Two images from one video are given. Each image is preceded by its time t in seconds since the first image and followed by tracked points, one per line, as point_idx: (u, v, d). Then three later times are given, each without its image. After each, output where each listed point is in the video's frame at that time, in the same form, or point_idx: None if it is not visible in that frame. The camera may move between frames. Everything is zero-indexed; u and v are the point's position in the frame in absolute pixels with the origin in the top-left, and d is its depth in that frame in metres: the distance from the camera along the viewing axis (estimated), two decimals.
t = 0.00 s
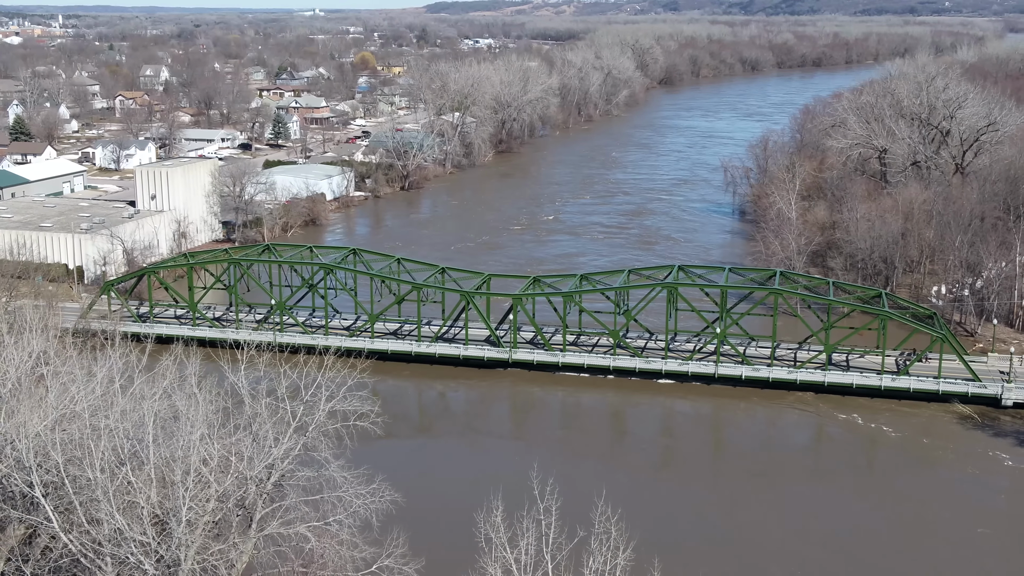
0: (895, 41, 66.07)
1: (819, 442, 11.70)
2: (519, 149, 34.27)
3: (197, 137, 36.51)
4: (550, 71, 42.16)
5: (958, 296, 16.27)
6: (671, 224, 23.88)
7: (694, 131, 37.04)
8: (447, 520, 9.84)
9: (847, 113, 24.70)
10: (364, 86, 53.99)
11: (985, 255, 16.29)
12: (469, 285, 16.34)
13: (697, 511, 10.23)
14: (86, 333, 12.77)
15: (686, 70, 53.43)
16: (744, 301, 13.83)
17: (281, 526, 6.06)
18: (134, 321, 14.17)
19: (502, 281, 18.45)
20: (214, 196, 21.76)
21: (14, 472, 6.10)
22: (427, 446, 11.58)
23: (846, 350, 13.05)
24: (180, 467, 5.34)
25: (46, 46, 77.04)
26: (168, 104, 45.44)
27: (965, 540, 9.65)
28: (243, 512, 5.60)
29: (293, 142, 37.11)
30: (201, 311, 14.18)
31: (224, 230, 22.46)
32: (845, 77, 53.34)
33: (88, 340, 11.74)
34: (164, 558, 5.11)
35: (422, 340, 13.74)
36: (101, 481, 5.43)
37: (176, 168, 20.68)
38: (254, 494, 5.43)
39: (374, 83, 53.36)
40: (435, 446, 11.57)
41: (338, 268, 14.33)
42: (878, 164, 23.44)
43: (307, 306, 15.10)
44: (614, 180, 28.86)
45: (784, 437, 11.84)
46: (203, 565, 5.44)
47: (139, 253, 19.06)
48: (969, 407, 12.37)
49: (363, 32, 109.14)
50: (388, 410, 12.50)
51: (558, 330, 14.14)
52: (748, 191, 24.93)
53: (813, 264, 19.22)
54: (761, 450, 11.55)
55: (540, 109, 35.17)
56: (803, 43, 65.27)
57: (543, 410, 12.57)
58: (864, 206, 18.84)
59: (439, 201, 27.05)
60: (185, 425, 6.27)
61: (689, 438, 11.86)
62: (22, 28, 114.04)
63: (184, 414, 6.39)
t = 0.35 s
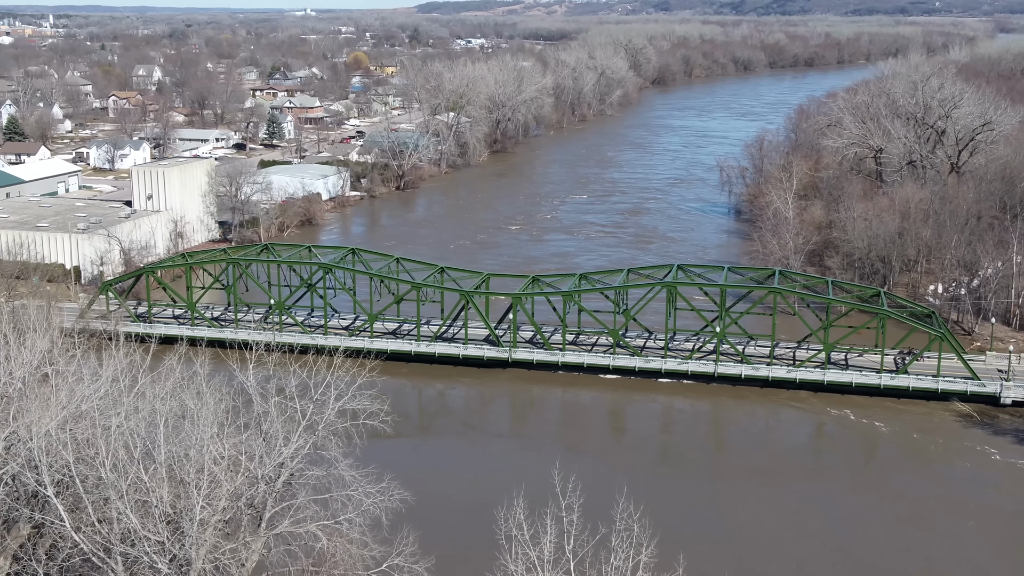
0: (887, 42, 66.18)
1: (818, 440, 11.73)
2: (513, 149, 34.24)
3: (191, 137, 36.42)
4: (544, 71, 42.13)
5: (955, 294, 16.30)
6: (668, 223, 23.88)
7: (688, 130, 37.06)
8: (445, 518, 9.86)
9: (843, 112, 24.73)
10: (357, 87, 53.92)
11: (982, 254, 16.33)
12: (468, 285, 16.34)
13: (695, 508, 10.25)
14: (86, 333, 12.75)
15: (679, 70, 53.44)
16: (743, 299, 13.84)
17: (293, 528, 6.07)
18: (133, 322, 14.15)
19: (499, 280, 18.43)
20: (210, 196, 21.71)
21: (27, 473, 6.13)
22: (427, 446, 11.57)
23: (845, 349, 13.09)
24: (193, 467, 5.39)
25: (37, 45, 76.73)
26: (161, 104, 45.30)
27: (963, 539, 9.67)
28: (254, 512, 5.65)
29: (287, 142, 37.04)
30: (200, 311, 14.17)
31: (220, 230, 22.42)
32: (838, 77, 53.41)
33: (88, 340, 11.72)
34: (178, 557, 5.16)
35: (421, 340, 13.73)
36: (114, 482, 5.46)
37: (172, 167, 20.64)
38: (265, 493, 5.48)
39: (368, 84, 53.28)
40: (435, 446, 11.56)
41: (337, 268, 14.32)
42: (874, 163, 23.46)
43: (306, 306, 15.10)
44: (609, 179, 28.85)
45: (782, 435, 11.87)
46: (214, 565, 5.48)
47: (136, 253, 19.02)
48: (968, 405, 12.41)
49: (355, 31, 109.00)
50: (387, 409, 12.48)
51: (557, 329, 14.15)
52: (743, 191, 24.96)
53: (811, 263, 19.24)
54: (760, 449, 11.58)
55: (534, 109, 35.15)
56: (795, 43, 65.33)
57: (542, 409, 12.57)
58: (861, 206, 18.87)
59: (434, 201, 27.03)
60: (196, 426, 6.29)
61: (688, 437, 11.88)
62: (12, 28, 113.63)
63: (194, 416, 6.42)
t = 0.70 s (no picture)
0: (878, 42, 66.29)
1: (816, 439, 11.73)
2: (508, 149, 34.22)
3: (185, 137, 36.33)
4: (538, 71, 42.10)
5: (952, 293, 16.35)
6: (664, 222, 23.88)
7: (682, 130, 37.07)
8: (448, 517, 9.85)
9: (838, 111, 24.77)
10: (351, 86, 53.83)
11: (979, 253, 16.38)
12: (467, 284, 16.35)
13: (698, 506, 10.25)
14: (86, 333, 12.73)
15: (673, 70, 53.47)
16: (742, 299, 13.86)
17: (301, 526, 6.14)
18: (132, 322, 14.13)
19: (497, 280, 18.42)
20: (207, 196, 21.66)
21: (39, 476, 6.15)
22: (427, 445, 11.55)
23: (844, 348, 13.12)
24: (205, 467, 5.43)
25: (28, 45, 76.40)
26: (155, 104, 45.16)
27: (966, 537, 9.69)
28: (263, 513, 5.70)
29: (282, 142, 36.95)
30: (199, 311, 14.15)
31: (217, 229, 22.37)
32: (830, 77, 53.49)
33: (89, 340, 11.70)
34: (193, 557, 5.22)
35: (420, 339, 13.73)
36: (130, 483, 5.50)
37: (169, 167, 20.58)
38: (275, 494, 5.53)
39: (361, 83, 53.21)
40: (434, 446, 11.53)
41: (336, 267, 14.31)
42: (869, 163, 23.50)
43: (305, 306, 15.08)
44: (604, 178, 28.86)
45: (782, 434, 11.87)
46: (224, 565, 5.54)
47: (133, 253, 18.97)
48: (967, 403, 12.45)
49: (347, 31, 108.85)
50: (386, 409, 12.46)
51: (557, 329, 14.16)
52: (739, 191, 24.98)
53: (808, 263, 19.27)
54: (759, 448, 11.58)
55: (529, 108, 35.13)
56: (787, 43, 65.41)
57: (540, 409, 12.56)
58: (858, 205, 18.91)
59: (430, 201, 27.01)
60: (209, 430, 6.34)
61: (688, 436, 11.87)
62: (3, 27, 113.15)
63: (206, 418, 6.46)
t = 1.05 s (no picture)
0: (869, 42, 66.52)
1: (814, 438, 11.76)
2: (502, 148, 34.21)
3: (178, 137, 36.24)
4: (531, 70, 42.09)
5: (949, 292, 16.40)
6: (660, 221, 23.92)
7: (675, 130, 37.09)
8: (449, 514, 9.88)
9: (832, 111, 24.80)
10: (344, 86, 53.75)
11: (976, 252, 16.43)
12: (465, 284, 16.34)
13: (700, 502, 10.29)
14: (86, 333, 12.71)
15: (665, 70, 53.49)
16: (740, 298, 13.87)
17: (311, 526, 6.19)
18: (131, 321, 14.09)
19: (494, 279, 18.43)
20: (203, 196, 21.60)
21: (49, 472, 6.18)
22: (427, 445, 11.52)
23: (842, 347, 13.16)
24: (219, 467, 5.46)
25: (19, 45, 76.11)
26: (147, 103, 45.01)
27: (967, 534, 9.74)
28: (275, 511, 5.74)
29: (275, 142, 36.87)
30: (197, 311, 14.13)
31: (212, 229, 22.32)
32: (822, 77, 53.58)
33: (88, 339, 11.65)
34: (206, 555, 5.26)
35: (419, 339, 13.72)
36: (144, 483, 5.53)
37: (165, 167, 20.53)
38: (287, 493, 5.58)
39: (354, 84, 53.14)
40: (434, 446, 11.50)
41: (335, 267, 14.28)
42: (864, 162, 23.54)
43: (303, 305, 15.07)
44: (599, 178, 28.86)
45: (780, 432, 11.89)
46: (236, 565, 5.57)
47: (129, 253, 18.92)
48: (966, 402, 12.49)
49: (338, 31, 108.80)
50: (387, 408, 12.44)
51: (556, 328, 14.17)
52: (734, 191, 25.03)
53: (805, 262, 19.31)
54: (758, 447, 11.59)
55: (523, 108, 35.12)
56: (779, 43, 65.52)
57: (539, 408, 12.56)
58: (854, 204, 18.94)
59: (425, 201, 26.97)
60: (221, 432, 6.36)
61: (686, 435, 11.88)
62: None
63: (217, 420, 6.48)
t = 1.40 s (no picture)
0: (860, 42, 66.71)
1: (811, 437, 11.78)
2: (496, 148, 34.20)
3: (172, 137, 36.15)
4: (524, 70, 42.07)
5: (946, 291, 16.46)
6: (656, 220, 23.95)
7: (669, 130, 37.12)
8: (452, 513, 9.86)
9: (827, 110, 24.84)
10: (337, 86, 53.66)
11: (972, 251, 16.49)
12: (463, 284, 16.33)
13: (703, 499, 10.28)
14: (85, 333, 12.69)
15: (657, 70, 53.54)
16: (739, 297, 13.89)
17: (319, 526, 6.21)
18: (129, 322, 14.07)
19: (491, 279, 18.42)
20: (199, 196, 21.55)
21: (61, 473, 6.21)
22: (426, 443, 11.51)
23: (841, 346, 13.19)
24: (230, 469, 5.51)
25: (9, 46, 75.79)
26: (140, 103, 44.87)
27: (967, 532, 9.77)
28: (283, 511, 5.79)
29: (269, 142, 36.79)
30: (195, 311, 14.11)
31: (208, 229, 22.28)
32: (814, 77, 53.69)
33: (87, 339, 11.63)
34: (220, 554, 5.31)
35: (418, 339, 13.71)
36: (158, 485, 5.57)
37: (161, 167, 20.48)
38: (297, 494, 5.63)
39: (347, 84, 53.08)
40: (432, 444, 11.48)
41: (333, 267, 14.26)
42: (859, 162, 23.58)
43: (301, 305, 15.05)
44: (593, 178, 28.87)
45: (777, 431, 11.92)
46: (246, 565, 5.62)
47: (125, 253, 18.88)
48: (965, 400, 12.53)
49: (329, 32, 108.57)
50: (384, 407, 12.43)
51: (554, 328, 14.17)
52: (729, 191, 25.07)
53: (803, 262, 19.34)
54: (755, 445, 11.60)
55: (517, 108, 35.10)
56: (770, 43, 65.64)
57: (537, 407, 12.56)
58: (851, 204, 18.98)
59: (420, 200, 26.94)
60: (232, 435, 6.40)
61: (683, 433, 11.90)
62: None
63: (226, 423, 6.52)
